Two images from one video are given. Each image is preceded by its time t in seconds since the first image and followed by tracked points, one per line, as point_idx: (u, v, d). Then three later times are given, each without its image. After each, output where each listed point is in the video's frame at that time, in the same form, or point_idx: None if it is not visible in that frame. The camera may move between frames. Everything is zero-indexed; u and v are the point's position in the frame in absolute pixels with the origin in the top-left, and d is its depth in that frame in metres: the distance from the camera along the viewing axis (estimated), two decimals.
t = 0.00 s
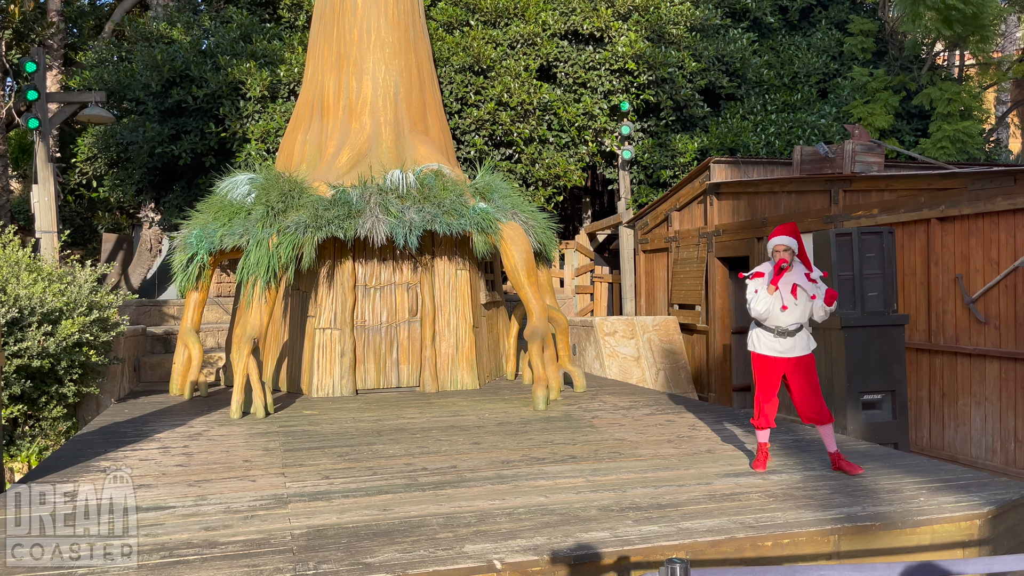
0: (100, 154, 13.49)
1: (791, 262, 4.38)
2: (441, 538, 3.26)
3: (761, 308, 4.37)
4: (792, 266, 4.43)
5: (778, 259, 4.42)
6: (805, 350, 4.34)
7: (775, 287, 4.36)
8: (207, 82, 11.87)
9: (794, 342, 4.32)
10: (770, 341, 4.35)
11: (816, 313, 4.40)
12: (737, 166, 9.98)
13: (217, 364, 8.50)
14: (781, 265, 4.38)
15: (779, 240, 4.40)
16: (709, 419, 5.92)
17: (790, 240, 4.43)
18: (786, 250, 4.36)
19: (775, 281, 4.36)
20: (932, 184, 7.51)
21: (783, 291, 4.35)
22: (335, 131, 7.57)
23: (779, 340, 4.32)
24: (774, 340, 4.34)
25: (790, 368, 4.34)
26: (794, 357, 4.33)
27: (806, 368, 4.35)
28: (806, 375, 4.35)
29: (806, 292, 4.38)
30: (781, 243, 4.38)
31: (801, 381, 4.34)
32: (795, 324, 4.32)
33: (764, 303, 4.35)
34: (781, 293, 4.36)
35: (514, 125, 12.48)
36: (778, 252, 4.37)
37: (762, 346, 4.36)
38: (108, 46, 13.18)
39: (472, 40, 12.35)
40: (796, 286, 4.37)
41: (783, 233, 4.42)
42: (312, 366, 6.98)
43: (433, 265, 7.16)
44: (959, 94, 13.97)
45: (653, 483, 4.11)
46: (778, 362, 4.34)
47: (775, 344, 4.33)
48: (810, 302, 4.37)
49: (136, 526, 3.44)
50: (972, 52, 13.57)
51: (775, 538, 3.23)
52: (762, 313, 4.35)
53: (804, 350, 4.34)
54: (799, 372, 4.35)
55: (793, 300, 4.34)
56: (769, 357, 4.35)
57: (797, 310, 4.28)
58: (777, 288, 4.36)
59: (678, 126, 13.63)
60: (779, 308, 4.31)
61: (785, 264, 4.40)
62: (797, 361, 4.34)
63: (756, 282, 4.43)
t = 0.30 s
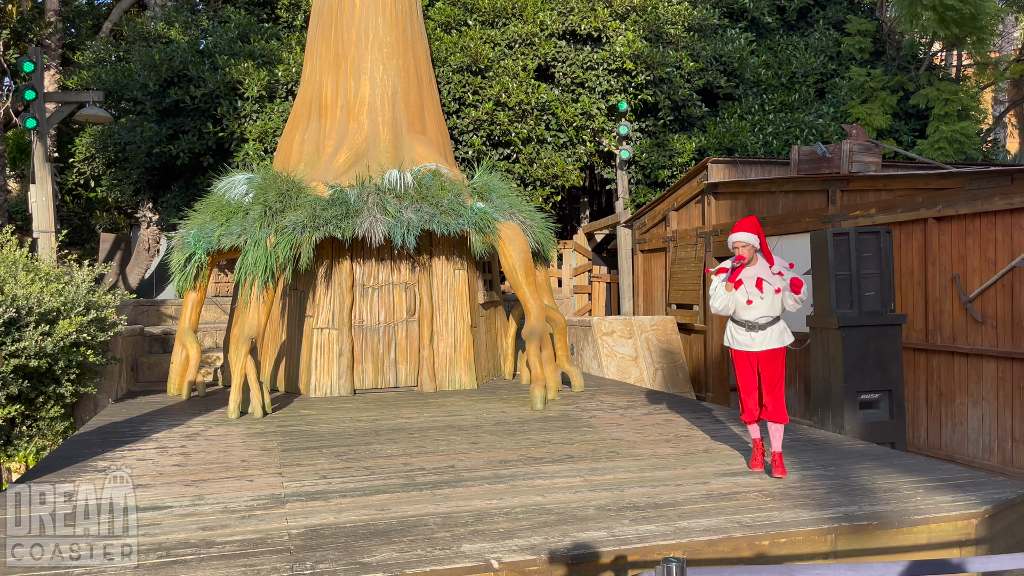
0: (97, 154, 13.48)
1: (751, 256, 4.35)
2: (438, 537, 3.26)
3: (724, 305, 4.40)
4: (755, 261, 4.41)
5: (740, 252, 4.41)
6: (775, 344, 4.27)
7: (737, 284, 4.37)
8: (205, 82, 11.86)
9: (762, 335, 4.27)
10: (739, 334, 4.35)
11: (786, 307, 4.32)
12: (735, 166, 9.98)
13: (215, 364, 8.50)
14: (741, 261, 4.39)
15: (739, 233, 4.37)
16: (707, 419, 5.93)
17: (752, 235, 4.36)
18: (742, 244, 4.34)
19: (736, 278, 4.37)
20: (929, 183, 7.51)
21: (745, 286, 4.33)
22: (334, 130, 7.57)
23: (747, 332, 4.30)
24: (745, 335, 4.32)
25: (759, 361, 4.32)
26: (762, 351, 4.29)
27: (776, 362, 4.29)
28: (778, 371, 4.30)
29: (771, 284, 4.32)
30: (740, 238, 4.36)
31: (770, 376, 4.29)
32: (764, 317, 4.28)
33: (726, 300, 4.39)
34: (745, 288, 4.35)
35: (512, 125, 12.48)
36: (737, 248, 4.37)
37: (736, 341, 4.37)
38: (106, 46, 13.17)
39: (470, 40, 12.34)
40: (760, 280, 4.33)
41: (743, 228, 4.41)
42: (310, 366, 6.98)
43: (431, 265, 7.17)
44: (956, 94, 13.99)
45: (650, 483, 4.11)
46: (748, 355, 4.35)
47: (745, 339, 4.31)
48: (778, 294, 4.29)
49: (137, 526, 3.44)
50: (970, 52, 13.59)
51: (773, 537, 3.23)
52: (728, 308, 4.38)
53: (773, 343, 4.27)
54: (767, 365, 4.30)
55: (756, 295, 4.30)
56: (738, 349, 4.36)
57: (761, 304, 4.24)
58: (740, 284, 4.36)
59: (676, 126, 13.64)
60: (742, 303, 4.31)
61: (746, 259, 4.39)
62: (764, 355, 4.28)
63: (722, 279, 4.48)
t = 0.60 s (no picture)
0: (100, 154, 13.52)
1: (724, 272, 4.20)
2: (437, 537, 3.26)
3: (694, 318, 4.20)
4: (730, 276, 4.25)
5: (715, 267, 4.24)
6: (748, 351, 4.13)
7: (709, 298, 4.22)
8: (206, 82, 11.87)
9: (732, 343, 4.15)
10: (712, 342, 4.24)
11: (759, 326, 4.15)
12: (737, 166, 9.98)
13: (216, 364, 8.52)
14: (714, 276, 4.23)
15: (713, 247, 4.21)
16: (708, 419, 5.93)
17: (727, 250, 4.19)
18: (717, 259, 4.18)
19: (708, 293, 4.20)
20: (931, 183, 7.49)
21: (717, 301, 4.18)
22: (335, 131, 7.57)
23: (720, 340, 4.19)
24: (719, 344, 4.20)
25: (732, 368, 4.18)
26: (733, 358, 4.16)
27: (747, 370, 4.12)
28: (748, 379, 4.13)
29: (745, 301, 4.14)
30: (715, 252, 4.19)
31: (736, 383, 4.12)
32: (737, 331, 4.13)
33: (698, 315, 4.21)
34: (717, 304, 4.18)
35: (513, 125, 12.49)
36: (710, 262, 4.23)
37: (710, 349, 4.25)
38: (108, 46, 13.20)
39: (472, 40, 12.35)
40: (733, 297, 4.16)
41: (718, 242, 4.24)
42: (312, 366, 6.98)
43: (432, 265, 7.17)
44: (959, 95, 13.96)
45: (650, 483, 4.11)
46: (721, 363, 4.23)
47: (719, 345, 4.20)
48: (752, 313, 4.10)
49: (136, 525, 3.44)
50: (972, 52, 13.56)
51: (772, 538, 3.23)
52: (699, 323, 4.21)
53: (744, 351, 4.13)
54: (738, 373, 4.14)
55: (729, 311, 4.13)
56: (712, 357, 4.26)
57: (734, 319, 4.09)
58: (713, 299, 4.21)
59: (677, 126, 13.63)
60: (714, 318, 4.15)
61: (720, 274, 4.23)
62: (735, 362, 4.14)
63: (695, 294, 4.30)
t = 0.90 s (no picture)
0: (110, 154, 13.60)
1: (680, 262, 4.09)
2: (444, 538, 3.25)
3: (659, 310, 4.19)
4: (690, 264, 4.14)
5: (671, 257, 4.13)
6: (726, 349, 4.04)
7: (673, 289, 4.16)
8: (215, 82, 11.90)
9: (708, 340, 4.06)
10: (688, 340, 4.16)
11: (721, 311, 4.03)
12: (745, 165, 9.96)
13: (225, 364, 8.55)
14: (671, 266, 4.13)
15: (667, 237, 4.08)
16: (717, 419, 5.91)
17: (681, 239, 4.05)
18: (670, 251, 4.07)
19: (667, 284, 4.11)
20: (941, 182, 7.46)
21: (678, 292, 4.12)
22: (343, 131, 7.58)
23: (694, 338, 4.11)
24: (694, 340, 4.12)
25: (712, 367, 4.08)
26: (712, 356, 4.06)
27: (729, 368, 4.06)
28: (731, 377, 4.06)
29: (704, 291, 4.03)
30: (668, 242, 4.07)
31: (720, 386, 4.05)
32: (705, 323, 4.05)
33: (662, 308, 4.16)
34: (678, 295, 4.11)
35: (521, 124, 12.47)
36: (666, 252, 4.12)
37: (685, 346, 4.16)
38: (117, 47, 13.26)
39: (479, 39, 12.34)
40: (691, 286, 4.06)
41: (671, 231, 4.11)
42: (320, 366, 6.99)
43: (440, 265, 7.16)
44: (970, 94, 13.86)
45: (658, 484, 4.09)
46: (700, 361, 4.12)
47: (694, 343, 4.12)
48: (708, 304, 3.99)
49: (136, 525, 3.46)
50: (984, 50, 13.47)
51: (781, 539, 3.21)
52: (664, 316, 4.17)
53: (723, 349, 4.04)
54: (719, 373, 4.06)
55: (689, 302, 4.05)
56: (689, 356, 4.16)
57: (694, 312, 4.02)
58: (675, 290, 4.15)
59: (686, 125, 13.60)
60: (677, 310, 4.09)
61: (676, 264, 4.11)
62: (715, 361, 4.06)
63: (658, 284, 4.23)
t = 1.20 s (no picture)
0: (128, 155, 13.74)
1: (655, 254, 4.06)
2: (458, 536, 3.26)
3: (629, 305, 4.11)
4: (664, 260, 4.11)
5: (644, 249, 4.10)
6: (687, 352, 3.96)
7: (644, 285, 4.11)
8: (231, 83, 11.99)
9: (671, 342, 3.98)
10: (651, 342, 4.08)
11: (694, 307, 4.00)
12: (761, 164, 9.90)
13: (241, 363, 8.60)
14: (646, 258, 4.09)
15: (643, 229, 4.09)
16: (732, 419, 5.89)
17: (658, 231, 4.08)
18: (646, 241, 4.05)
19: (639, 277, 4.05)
20: (960, 181, 7.39)
21: (650, 287, 4.07)
22: (358, 131, 7.61)
23: (658, 338, 4.02)
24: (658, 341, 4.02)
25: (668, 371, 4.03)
26: (670, 359, 3.99)
27: (684, 373, 3.97)
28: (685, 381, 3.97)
29: (677, 284, 4.00)
30: (644, 233, 4.07)
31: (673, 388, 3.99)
32: (675, 322, 3.97)
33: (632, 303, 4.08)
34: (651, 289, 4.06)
35: (535, 123, 12.48)
36: (641, 245, 4.11)
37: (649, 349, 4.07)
38: (135, 49, 13.39)
39: (494, 39, 12.34)
40: (666, 278, 4.02)
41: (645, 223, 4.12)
42: (334, 365, 7.02)
43: (454, 264, 7.17)
44: (989, 92, 13.71)
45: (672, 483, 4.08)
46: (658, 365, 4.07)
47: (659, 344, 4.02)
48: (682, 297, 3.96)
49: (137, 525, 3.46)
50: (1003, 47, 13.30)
51: (796, 539, 3.19)
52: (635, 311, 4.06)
53: (684, 351, 3.96)
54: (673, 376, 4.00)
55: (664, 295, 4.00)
56: (650, 358, 4.10)
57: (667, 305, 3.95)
58: (647, 285, 4.10)
59: (701, 124, 13.56)
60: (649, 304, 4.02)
61: (649, 256, 4.09)
62: (672, 364, 3.99)
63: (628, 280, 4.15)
